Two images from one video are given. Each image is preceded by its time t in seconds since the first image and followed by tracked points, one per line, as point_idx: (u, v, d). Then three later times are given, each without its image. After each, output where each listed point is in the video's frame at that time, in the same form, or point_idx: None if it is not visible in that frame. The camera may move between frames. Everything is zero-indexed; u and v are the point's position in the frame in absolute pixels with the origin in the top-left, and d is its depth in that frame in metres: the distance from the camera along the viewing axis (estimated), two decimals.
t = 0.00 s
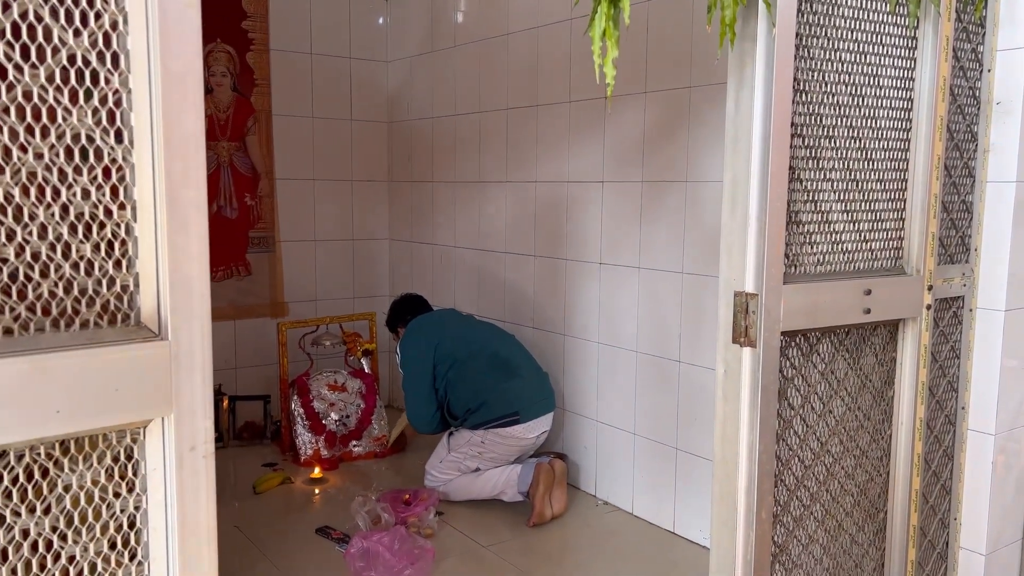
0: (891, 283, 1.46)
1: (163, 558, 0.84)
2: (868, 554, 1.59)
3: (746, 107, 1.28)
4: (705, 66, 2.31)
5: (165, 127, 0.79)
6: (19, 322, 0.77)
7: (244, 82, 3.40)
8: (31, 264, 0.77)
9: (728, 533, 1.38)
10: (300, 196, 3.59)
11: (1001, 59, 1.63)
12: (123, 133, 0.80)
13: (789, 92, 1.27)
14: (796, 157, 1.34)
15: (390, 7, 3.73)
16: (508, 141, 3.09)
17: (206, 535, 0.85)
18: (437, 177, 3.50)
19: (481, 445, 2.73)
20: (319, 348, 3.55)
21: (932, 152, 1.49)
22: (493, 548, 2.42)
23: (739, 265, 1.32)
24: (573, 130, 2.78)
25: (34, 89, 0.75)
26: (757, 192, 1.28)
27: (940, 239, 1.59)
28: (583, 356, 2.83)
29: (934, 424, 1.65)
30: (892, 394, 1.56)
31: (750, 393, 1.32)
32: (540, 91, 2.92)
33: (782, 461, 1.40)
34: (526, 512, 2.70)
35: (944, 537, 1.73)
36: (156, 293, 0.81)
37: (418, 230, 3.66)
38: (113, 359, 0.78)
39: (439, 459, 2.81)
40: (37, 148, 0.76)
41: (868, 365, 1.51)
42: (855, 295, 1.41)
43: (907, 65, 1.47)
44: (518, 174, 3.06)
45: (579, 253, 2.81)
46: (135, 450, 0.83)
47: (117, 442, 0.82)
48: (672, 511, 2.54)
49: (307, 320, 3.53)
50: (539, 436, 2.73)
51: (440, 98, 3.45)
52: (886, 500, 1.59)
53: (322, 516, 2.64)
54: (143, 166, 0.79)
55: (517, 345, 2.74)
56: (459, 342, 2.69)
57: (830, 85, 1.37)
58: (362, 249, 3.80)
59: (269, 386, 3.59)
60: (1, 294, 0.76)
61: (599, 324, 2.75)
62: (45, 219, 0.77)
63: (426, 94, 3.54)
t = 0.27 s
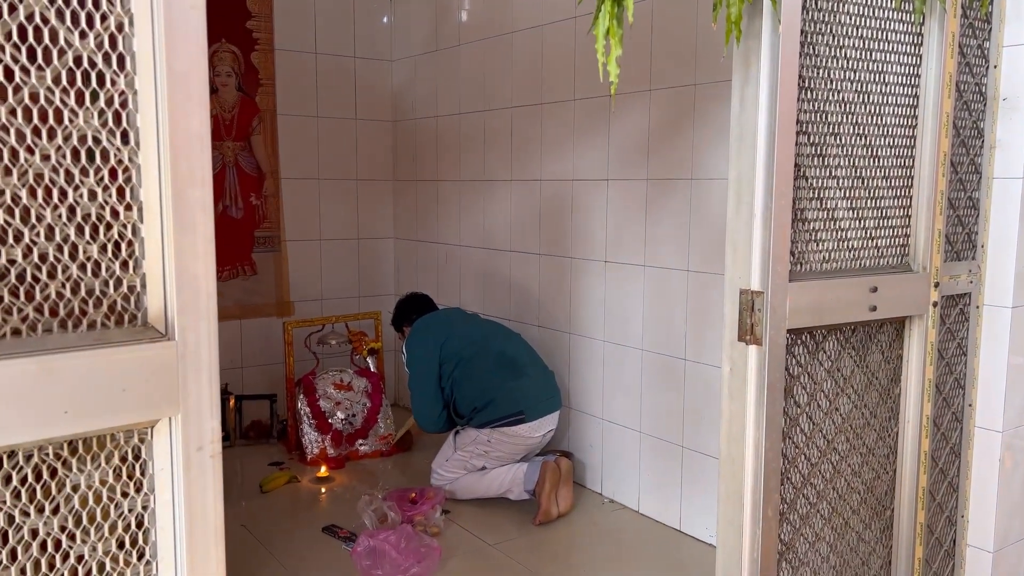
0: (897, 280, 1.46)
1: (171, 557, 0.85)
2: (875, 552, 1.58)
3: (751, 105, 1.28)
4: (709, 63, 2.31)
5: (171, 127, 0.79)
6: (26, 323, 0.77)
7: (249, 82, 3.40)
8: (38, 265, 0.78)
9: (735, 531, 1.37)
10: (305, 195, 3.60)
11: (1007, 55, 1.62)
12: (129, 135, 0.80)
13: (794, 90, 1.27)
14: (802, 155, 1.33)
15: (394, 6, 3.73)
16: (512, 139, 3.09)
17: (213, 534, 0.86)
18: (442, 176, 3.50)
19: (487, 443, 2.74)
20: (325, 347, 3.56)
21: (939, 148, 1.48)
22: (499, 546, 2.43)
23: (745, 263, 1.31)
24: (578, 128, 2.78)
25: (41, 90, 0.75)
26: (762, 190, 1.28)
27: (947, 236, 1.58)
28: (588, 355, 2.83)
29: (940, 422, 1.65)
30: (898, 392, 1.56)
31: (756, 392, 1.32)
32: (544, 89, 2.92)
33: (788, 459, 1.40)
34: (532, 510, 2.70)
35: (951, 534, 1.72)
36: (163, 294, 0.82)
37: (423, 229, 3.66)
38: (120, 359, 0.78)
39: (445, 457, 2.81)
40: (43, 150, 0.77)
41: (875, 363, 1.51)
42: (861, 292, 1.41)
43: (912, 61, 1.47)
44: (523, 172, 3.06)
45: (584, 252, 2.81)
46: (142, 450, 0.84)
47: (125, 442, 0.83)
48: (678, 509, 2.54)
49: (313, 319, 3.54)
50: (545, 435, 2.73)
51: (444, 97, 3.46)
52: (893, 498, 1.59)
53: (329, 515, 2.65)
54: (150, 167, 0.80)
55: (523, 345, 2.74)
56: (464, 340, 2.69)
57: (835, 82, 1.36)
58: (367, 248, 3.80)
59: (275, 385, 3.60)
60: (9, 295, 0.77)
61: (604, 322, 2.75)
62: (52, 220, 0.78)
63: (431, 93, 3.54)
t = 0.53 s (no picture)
0: (904, 277, 1.46)
1: (181, 556, 0.85)
2: (882, 549, 1.58)
3: (756, 103, 1.28)
4: (715, 62, 2.31)
5: (179, 128, 0.80)
6: (36, 323, 0.78)
7: (254, 81, 3.39)
8: (48, 266, 0.78)
9: (742, 529, 1.37)
10: (311, 195, 3.61)
11: (1013, 51, 1.62)
12: (137, 136, 0.80)
13: (800, 88, 1.27)
14: (808, 153, 1.33)
15: (398, 6, 3.73)
16: (517, 138, 3.09)
17: (222, 533, 0.86)
18: (447, 175, 3.50)
19: (493, 442, 2.74)
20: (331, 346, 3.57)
21: (945, 145, 1.48)
22: (506, 544, 2.43)
23: (750, 261, 1.31)
24: (583, 126, 2.78)
25: (51, 92, 0.76)
26: (767, 187, 1.28)
27: (954, 233, 1.58)
28: (594, 353, 2.83)
29: (947, 419, 1.64)
30: (905, 389, 1.56)
31: (762, 390, 1.32)
32: (549, 88, 2.92)
33: (794, 457, 1.40)
34: (538, 509, 2.70)
35: (958, 532, 1.72)
36: (171, 294, 0.82)
37: (428, 227, 3.66)
38: (129, 358, 0.79)
39: (451, 456, 2.82)
40: (53, 151, 0.77)
41: (881, 360, 1.51)
42: (868, 290, 1.40)
43: (918, 58, 1.47)
44: (528, 171, 3.06)
45: (589, 250, 2.81)
46: (152, 449, 0.84)
47: (135, 442, 0.83)
48: (684, 506, 2.54)
49: (319, 318, 3.55)
50: (551, 433, 2.74)
51: (449, 96, 3.46)
52: (900, 496, 1.59)
53: (336, 514, 2.66)
54: (158, 168, 0.80)
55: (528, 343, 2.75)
56: (470, 339, 2.69)
57: (841, 79, 1.36)
58: (373, 247, 3.81)
59: (281, 384, 3.61)
60: (19, 296, 0.77)
61: (610, 321, 2.75)
62: (61, 221, 0.78)
63: (435, 93, 3.55)
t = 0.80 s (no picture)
0: (909, 276, 1.46)
1: (189, 554, 0.86)
2: (887, 548, 1.58)
3: (761, 101, 1.28)
4: (719, 60, 2.30)
5: (186, 129, 0.80)
6: (45, 324, 0.78)
7: (258, 83, 3.42)
8: (57, 267, 0.79)
9: (747, 528, 1.37)
10: (316, 195, 3.62)
11: (1018, 48, 1.62)
12: (144, 138, 0.81)
13: (804, 87, 1.27)
14: (812, 151, 1.33)
15: (402, 6, 3.73)
16: (522, 137, 3.09)
17: (230, 532, 0.87)
18: (452, 175, 3.51)
19: (499, 441, 2.74)
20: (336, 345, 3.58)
21: (950, 143, 1.48)
22: (511, 543, 2.44)
23: (755, 260, 1.31)
24: (587, 125, 2.78)
25: (59, 94, 0.77)
26: (772, 186, 1.28)
27: (959, 230, 1.58)
28: (599, 352, 2.83)
29: (953, 417, 1.64)
30: (910, 387, 1.56)
31: (767, 388, 1.32)
32: (553, 87, 2.92)
33: (800, 456, 1.40)
34: (544, 507, 2.70)
35: (964, 530, 1.72)
36: (179, 294, 0.83)
37: (433, 227, 3.67)
38: (138, 359, 0.79)
39: (456, 455, 2.83)
40: (61, 153, 0.78)
41: (886, 359, 1.51)
42: (873, 289, 1.40)
43: (923, 56, 1.47)
44: (532, 170, 3.06)
45: (594, 249, 2.81)
46: (160, 449, 0.85)
47: (143, 442, 0.84)
48: (690, 505, 2.54)
49: (324, 318, 3.56)
50: (556, 432, 2.74)
51: (453, 96, 3.46)
52: (906, 494, 1.59)
53: (342, 513, 2.66)
54: (165, 169, 0.81)
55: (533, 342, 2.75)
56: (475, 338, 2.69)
57: (845, 78, 1.36)
58: (378, 247, 3.82)
59: (287, 384, 3.62)
60: (28, 297, 0.78)
61: (615, 320, 2.75)
62: (70, 223, 0.79)
63: (440, 92, 3.55)
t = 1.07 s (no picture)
0: (912, 275, 1.46)
1: (194, 555, 0.86)
2: (891, 547, 1.58)
3: (763, 101, 1.28)
4: (722, 59, 2.30)
5: (190, 131, 0.80)
6: (51, 326, 0.79)
7: (262, 83, 3.42)
8: (61, 270, 0.79)
9: (750, 527, 1.38)
10: (319, 195, 3.62)
11: (1020, 47, 1.62)
12: (148, 141, 0.81)
13: (805, 86, 1.27)
14: (814, 151, 1.33)
15: (405, 6, 3.74)
16: (524, 137, 3.10)
17: (234, 533, 0.87)
18: (455, 174, 3.51)
19: (502, 440, 2.75)
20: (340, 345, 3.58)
21: (952, 142, 1.48)
22: (515, 542, 2.44)
23: (758, 260, 1.32)
24: (590, 125, 2.78)
25: (63, 98, 0.77)
26: (775, 186, 1.28)
27: (962, 229, 1.58)
28: (602, 351, 2.83)
29: (956, 415, 1.64)
30: (913, 385, 1.56)
31: (769, 388, 1.32)
32: (556, 87, 2.92)
33: (802, 455, 1.40)
34: (547, 507, 2.71)
35: (968, 529, 1.72)
36: (183, 296, 0.83)
37: (436, 226, 3.67)
38: (142, 360, 0.80)
39: (459, 455, 2.84)
40: (65, 156, 0.78)
41: (889, 357, 1.51)
42: (875, 288, 1.40)
43: (925, 55, 1.47)
44: (535, 170, 3.06)
45: (597, 248, 2.82)
46: (164, 450, 0.85)
47: (148, 442, 0.84)
48: (693, 504, 2.54)
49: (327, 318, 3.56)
50: (559, 431, 2.74)
51: (456, 96, 3.47)
52: (909, 492, 1.59)
53: (346, 513, 2.67)
54: (169, 171, 0.81)
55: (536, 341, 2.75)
56: (478, 338, 2.70)
57: (847, 77, 1.36)
58: (381, 247, 3.82)
59: (290, 384, 3.63)
60: (33, 299, 0.78)
61: (617, 319, 2.76)
62: (75, 225, 0.79)
63: (442, 92, 3.55)
